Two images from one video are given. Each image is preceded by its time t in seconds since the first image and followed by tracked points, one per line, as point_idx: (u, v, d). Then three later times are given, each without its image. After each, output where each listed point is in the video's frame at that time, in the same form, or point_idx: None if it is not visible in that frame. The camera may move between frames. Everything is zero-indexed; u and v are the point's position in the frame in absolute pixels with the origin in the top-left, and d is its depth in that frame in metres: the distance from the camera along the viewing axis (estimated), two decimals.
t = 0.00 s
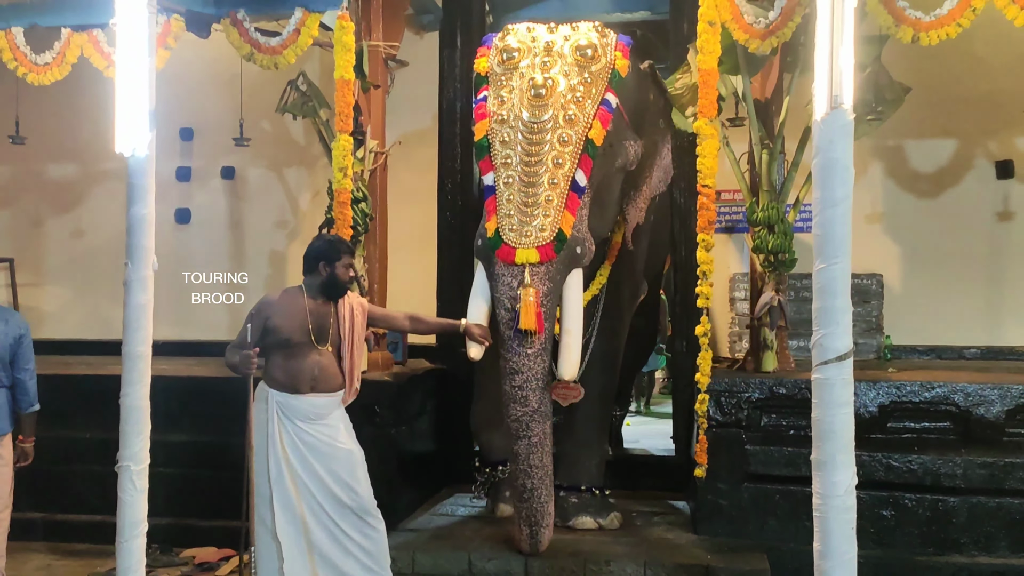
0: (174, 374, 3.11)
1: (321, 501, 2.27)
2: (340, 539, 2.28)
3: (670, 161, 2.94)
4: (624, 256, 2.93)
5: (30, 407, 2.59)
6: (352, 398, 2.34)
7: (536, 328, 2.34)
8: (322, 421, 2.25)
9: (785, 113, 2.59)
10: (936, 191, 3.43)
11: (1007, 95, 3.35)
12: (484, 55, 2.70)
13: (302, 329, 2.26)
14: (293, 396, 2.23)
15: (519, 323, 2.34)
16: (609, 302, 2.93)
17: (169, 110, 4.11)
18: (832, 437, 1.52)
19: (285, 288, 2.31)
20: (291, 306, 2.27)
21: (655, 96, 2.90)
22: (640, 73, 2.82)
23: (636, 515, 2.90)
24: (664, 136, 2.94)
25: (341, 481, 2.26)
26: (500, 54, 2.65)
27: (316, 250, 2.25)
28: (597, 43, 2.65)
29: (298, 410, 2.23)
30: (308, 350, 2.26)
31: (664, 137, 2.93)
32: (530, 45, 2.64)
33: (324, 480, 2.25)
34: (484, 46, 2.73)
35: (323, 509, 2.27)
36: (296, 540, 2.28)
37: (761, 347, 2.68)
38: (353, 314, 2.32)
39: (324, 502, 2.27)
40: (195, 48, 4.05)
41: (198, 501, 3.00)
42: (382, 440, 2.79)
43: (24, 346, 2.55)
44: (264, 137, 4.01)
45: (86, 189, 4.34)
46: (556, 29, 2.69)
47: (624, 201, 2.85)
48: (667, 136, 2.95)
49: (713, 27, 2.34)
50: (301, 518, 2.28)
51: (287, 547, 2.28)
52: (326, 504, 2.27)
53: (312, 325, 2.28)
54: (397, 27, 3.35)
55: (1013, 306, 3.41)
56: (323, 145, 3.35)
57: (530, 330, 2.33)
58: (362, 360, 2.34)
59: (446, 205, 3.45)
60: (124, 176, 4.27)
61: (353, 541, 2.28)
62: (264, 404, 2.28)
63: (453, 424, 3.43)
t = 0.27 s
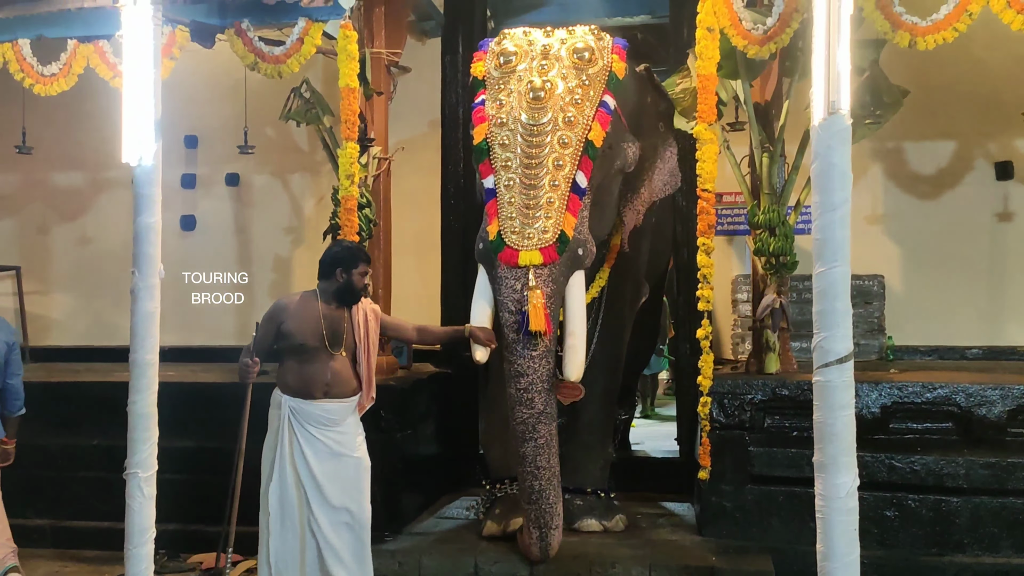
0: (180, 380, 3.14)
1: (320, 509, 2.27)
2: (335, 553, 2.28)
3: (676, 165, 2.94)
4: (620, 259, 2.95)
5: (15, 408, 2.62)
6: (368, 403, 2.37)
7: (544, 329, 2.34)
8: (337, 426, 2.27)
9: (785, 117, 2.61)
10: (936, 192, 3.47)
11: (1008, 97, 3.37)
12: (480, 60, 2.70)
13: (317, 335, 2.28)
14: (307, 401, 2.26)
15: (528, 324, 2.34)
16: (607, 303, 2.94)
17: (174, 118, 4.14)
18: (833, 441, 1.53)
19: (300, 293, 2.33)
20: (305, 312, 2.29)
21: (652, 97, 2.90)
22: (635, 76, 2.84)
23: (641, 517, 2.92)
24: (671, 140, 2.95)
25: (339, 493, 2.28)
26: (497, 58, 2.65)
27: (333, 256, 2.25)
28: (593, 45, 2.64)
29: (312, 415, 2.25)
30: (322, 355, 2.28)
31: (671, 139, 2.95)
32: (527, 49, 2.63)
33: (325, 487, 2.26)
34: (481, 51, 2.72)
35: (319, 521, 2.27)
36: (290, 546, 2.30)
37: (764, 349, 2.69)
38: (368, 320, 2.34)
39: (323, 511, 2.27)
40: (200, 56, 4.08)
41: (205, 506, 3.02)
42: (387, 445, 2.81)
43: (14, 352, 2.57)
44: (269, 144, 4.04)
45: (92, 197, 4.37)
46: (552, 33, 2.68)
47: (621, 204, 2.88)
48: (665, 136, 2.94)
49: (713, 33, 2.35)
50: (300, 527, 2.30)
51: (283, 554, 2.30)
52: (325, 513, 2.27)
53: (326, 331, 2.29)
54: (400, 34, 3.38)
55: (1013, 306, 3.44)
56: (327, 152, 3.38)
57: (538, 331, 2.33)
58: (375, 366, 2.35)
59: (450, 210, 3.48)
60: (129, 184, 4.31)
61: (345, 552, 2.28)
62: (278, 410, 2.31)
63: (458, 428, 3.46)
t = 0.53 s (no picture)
0: (189, 383, 3.17)
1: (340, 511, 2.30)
2: (354, 555, 2.32)
3: (680, 162, 2.96)
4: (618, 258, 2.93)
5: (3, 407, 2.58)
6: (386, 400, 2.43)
7: (539, 328, 2.29)
8: (359, 425, 2.31)
9: (787, 119, 2.63)
10: (938, 191, 3.48)
11: (1009, 96, 3.40)
12: (477, 60, 2.62)
13: (338, 334, 2.31)
14: (332, 401, 2.28)
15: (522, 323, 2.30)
16: (605, 302, 2.92)
17: (180, 122, 4.17)
18: (837, 440, 1.55)
19: (314, 295, 2.35)
20: (324, 312, 2.32)
21: (652, 96, 2.87)
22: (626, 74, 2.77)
23: (647, 516, 2.94)
24: (676, 136, 2.97)
25: (358, 496, 2.32)
26: (494, 58, 2.57)
27: (349, 257, 2.31)
28: (590, 44, 2.57)
29: (336, 415, 2.28)
30: (344, 353, 2.31)
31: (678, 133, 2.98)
32: (524, 47, 2.56)
33: (345, 490, 2.29)
34: (476, 54, 2.65)
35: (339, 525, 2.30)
36: (308, 547, 2.33)
37: (768, 349, 2.71)
38: (381, 320, 2.40)
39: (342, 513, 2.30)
40: (206, 62, 4.12)
41: (215, 507, 3.06)
42: (395, 446, 2.85)
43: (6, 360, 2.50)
44: (275, 148, 4.08)
45: (99, 201, 4.41)
46: (548, 31, 2.60)
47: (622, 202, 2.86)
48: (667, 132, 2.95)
49: (715, 36, 2.36)
50: (319, 528, 2.33)
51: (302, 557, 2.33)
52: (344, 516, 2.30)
53: (346, 329, 2.33)
54: (405, 39, 3.41)
55: (1016, 304, 3.46)
56: (333, 156, 3.41)
57: (533, 330, 2.29)
58: (392, 365, 2.42)
59: (454, 212, 3.50)
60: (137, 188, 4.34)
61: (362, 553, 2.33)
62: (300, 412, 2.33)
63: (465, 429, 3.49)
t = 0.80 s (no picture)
0: (200, 381, 3.21)
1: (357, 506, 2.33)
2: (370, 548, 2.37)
3: (680, 161, 3.08)
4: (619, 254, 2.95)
5: None
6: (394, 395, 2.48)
7: (523, 328, 2.29)
8: (371, 421, 2.35)
9: (792, 117, 2.65)
10: (943, 188, 3.49)
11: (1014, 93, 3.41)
12: (477, 60, 2.61)
13: (348, 331, 2.34)
14: (347, 397, 2.30)
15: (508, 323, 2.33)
16: (607, 300, 2.92)
17: (190, 123, 4.21)
18: (839, 434, 1.57)
19: (318, 294, 2.36)
20: (332, 310, 2.34)
21: (651, 95, 2.89)
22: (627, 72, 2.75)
23: (653, 512, 2.97)
24: (675, 134, 3.05)
25: (374, 490, 2.37)
26: (493, 58, 2.56)
27: (354, 255, 2.35)
28: (589, 42, 2.56)
29: (349, 410, 2.31)
30: (355, 350, 2.34)
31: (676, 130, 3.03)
32: (523, 46, 2.54)
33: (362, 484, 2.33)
34: (477, 52, 2.64)
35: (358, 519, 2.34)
36: (323, 543, 2.33)
37: (773, 345, 2.73)
38: (383, 316, 2.45)
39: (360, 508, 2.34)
40: (215, 64, 4.16)
41: (226, 504, 3.09)
42: (404, 442, 2.89)
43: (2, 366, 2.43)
44: (283, 149, 4.11)
45: (110, 202, 4.45)
46: (547, 29, 2.59)
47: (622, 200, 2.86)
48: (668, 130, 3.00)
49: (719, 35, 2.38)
50: (334, 524, 2.34)
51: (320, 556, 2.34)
52: (361, 510, 2.34)
53: (355, 326, 2.36)
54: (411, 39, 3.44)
55: (1020, 300, 3.47)
56: (341, 156, 3.45)
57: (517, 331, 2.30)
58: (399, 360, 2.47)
59: (461, 211, 3.53)
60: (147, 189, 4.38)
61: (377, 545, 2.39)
62: (311, 409, 2.34)
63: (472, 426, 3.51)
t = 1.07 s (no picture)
0: (211, 379, 3.25)
1: (357, 505, 2.35)
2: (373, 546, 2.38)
3: (680, 158, 3.07)
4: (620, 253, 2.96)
5: None
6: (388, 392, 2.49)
7: (527, 330, 2.28)
8: (368, 420, 2.36)
9: (796, 116, 2.67)
10: (948, 186, 3.51)
11: (1018, 92, 3.43)
12: (475, 62, 2.60)
13: (342, 332, 2.34)
14: (345, 397, 2.31)
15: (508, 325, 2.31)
16: (608, 298, 2.94)
17: (200, 125, 4.26)
18: (844, 430, 1.58)
19: (309, 295, 2.36)
20: (325, 311, 2.33)
21: (652, 92, 2.87)
22: (627, 70, 2.75)
23: (659, 509, 2.99)
24: (675, 133, 3.06)
25: (374, 489, 2.38)
26: (491, 59, 2.54)
27: (344, 254, 2.34)
28: (585, 42, 2.55)
29: (348, 410, 2.31)
30: (350, 351, 2.34)
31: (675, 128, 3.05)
32: (520, 46, 2.53)
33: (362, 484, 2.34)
34: (475, 52, 2.64)
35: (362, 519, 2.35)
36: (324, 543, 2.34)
37: (778, 343, 2.75)
38: (376, 315, 2.46)
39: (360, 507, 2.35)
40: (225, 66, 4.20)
41: (238, 501, 3.13)
42: (413, 440, 2.93)
43: None
44: (292, 150, 4.15)
45: (121, 203, 4.51)
46: (544, 30, 2.57)
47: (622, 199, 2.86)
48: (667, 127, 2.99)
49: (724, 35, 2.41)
50: (335, 524, 2.34)
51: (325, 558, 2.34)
52: (362, 509, 2.35)
53: (348, 327, 2.36)
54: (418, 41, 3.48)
55: None
56: (350, 157, 3.49)
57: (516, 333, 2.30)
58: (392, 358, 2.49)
59: (469, 211, 3.57)
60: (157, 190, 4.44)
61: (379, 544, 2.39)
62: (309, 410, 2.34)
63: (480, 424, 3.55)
